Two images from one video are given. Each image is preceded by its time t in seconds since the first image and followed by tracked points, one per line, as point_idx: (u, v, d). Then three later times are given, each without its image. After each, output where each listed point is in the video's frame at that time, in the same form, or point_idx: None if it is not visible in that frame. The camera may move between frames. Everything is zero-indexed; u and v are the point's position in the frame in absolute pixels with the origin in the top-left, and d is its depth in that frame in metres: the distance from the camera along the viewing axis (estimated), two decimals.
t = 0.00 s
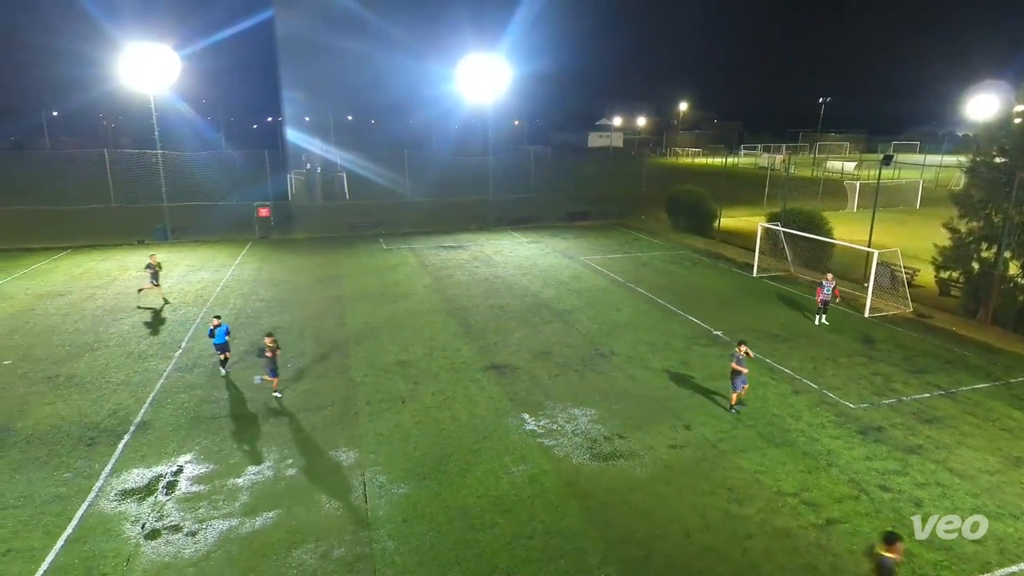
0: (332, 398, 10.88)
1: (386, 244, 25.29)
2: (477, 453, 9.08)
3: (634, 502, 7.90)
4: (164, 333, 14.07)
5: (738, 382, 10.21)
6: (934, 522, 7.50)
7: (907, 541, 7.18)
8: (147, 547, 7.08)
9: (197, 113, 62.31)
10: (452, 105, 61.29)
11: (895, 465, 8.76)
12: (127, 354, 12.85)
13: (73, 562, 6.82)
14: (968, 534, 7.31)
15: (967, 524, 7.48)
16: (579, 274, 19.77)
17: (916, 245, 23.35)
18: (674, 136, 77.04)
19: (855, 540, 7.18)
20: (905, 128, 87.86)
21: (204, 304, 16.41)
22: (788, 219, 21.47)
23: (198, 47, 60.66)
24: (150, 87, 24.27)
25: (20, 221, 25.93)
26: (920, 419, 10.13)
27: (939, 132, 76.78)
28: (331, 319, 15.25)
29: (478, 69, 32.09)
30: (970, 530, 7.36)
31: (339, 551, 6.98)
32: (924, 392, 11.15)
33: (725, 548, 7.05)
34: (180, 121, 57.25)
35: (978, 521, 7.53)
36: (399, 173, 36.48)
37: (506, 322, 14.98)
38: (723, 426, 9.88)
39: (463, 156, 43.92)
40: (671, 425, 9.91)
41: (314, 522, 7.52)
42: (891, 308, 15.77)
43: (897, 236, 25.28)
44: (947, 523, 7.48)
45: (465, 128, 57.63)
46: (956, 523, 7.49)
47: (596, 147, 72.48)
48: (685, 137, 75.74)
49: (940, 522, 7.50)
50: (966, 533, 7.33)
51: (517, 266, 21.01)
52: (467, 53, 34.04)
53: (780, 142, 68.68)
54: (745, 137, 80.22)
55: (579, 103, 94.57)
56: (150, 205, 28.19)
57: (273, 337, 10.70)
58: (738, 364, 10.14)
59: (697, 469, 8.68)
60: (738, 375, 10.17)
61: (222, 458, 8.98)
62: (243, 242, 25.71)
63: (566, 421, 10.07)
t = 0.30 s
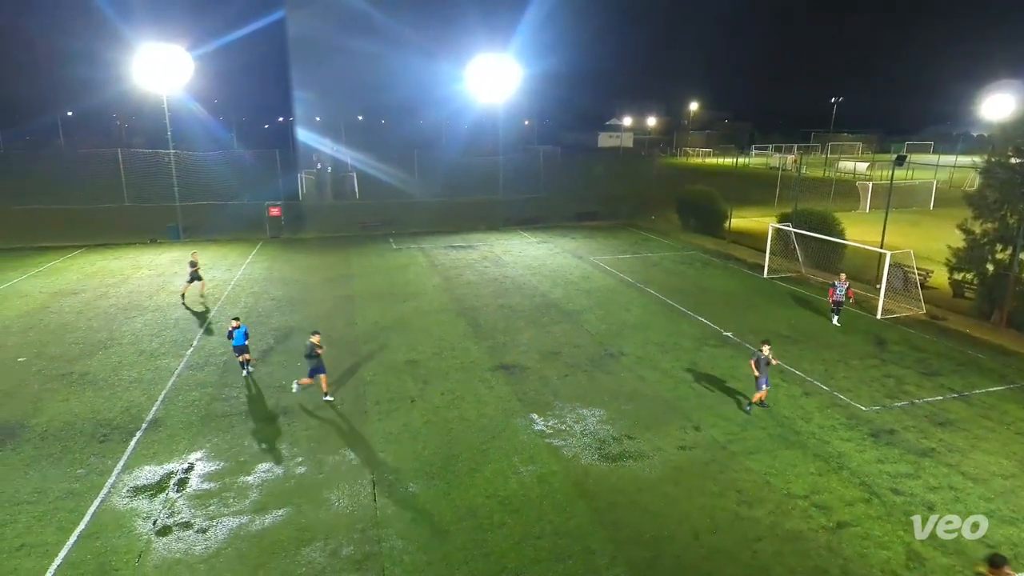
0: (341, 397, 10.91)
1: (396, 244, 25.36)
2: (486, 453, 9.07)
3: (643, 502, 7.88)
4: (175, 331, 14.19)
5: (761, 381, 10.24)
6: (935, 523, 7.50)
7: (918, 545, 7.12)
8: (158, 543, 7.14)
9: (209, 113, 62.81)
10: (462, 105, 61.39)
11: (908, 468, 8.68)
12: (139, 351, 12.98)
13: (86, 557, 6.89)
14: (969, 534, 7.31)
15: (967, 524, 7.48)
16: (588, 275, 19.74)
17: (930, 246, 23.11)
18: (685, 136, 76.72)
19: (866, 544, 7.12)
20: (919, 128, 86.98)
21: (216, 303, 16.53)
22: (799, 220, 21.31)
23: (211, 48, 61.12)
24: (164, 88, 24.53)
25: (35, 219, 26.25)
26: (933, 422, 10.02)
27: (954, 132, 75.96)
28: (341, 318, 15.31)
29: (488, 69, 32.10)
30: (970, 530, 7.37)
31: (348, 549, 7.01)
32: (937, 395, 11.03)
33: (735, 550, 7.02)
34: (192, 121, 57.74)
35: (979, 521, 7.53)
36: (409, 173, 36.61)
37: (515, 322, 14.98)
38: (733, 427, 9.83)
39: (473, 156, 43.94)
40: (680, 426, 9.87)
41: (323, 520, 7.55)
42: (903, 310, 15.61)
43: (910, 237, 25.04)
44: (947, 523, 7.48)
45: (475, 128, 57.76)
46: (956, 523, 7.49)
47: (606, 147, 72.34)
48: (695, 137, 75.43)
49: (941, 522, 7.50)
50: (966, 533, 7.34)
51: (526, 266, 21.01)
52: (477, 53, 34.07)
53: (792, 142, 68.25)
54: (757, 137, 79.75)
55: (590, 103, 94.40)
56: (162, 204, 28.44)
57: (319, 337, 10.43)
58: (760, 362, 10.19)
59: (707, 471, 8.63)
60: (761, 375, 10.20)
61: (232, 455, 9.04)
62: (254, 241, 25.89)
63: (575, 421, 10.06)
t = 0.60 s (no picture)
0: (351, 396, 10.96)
1: (406, 243, 25.42)
2: (495, 453, 9.07)
3: (652, 503, 7.86)
4: (187, 330, 14.31)
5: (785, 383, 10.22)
6: (933, 522, 7.49)
7: (930, 549, 7.05)
8: (169, 539, 7.20)
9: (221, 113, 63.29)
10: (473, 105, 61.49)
11: (921, 472, 8.59)
12: (152, 349, 13.09)
13: (98, 553, 6.96)
14: (967, 533, 7.31)
15: (965, 523, 7.49)
16: (598, 275, 19.70)
17: (944, 248, 22.87)
18: (696, 136, 76.41)
19: (878, 548, 7.05)
20: (934, 129, 86.10)
21: (227, 302, 16.65)
22: (811, 220, 21.15)
23: (223, 48, 61.57)
24: (176, 88, 24.74)
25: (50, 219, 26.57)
26: (946, 425, 9.91)
27: (969, 132, 75.11)
28: (351, 317, 15.38)
29: (499, 69, 32.12)
30: (968, 530, 7.38)
31: (358, 548, 7.04)
32: (950, 398, 10.92)
33: (744, 552, 6.98)
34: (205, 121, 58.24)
35: (979, 521, 7.53)
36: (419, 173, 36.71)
37: (524, 322, 14.98)
38: (743, 429, 9.77)
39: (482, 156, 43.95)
40: (690, 428, 9.83)
41: (333, 518, 7.59)
42: (916, 312, 15.46)
43: (923, 238, 24.79)
44: (945, 522, 7.48)
45: (484, 128, 57.91)
46: (957, 523, 7.48)
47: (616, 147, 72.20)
48: (706, 138, 75.09)
49: (939, 521, 7.50)
50: (963, 532, 7.34)
51: (536, 266, 21.01)
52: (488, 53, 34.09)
53: (804, 143, 67.80)
54: (768, 137, 79.26)
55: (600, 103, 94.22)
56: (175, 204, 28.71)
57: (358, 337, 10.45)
58: (784, 363, 10.14)
59: (717, 472, 8.58)
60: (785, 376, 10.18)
61: (243, 453, 9.10)
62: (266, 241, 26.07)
63: (584, 422, 10.04)
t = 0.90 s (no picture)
0: (363, 395, 11.02)
1: (418, 243, 25.50)
2: (506, 453, 9.07)
3: (663, 505, 7.83)
4: (202, 328, 14.45)
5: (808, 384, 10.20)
6: (934, 522, 7.49)
7: (945, 554, 6.96)
8: (183, 535, 7.28)
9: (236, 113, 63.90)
10: (485, 105, 61.57)
11: (937, 476, 8.48)
12: (167, 347, 13.24)
13: (113, 547, 7.05)
14: (967, 534, 7.30)
15: (965, 523, 7.48)
16: (610, 275, 19.65)
17: (962, 249, 22.56)
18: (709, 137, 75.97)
19: (893, 553, 6.97)
20: (952, 129, 84.97)
21: (241, 300, 16.79)
22: (826, 221, 20.95)
23: (238, 49, 62.14)
24: (191, 89, 25.01)
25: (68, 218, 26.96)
26: (963, 429, 9.78)
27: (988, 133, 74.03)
28: (364, 316, 15.45)
29: (512, 69, 32.14)
30: (968, 530, 7.37)
31: (369, 546, 7.07)
32: (968, 402, 10.77)
33: (756, 555, 6.92)
34: (220, 121, 58.82)
35: (979, 521, 7.53)
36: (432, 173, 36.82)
37: (536, 322, 14.98)
38: (755, 431, 9.70)
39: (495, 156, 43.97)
40: (702, 429, 9.77)
41: (345, 515, 7.63)
42: (933, 315, 15.26)
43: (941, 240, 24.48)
44: (945, 523, 7.48)
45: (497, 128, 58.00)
46: (955, 522, 7.49)
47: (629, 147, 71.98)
48: (719, 138, 74.63)
49: (939, 521, 7.50)
50: (964, 532, 7.33)
51: (547, 266, 21.00)
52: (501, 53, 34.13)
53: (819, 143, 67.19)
54: (783, 137, 78.61)
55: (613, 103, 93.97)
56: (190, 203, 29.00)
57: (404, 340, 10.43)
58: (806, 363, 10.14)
59: (729, 475, 8.53)
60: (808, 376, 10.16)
61: (256, 451, 9.17)
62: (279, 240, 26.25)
63: (595, 422, 10.02)
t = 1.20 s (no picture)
0: (374, 394, 11.06)
1: (430, 243, 25.58)
2: (516, 453, 9.06)
3: (673, 506, 7.80)
4: (216, 326, 14.58)
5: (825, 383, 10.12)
6: (934, 522, 7.49)
7: (961, 560, 6.88)
8: (196, 531, 7.34)
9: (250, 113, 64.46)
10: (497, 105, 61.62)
11: (952, 481, 8.38)
12: (181, 345, 13.37)
13: (127, 543, 7.13)
14: (968, 534, 7.30)
15: (967, 524, 7.47)
16: (621, 276, 19.59)
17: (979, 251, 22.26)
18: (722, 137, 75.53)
19: (906, 557, 6.90)
20: (969, 129, 83.87)
21: (254, 299, 16.91)
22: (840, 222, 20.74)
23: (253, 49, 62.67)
24: (205, 89, 25.20)
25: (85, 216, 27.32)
26: (979, 433, 9.65)
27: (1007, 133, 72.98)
28: (375, 316, 15.51)
29: (524, 69, 32.15)
30: (969, 530, 7.36)
31: (379, 544, 7.10)
32: (984, 405, 10.62)
33: (767, 558, 6.88)
34: (234, 121, 59.39)
35: (978, 521, 7.53)
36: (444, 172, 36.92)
37: (546, 322, 14.97)
38: (767, 433, 9.63)
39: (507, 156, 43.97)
40: (714, 431, 9.72)
41: (356, 514, 7.66)
42: (949, 317, 15.06)
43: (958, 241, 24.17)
44: (946, 523, 7.47)
45: (509, 128, 58.04)
46: (957, 523, 7.47)
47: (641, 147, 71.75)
48: (732, 138, 74.16)
49: (940, 522, 7.49)
50: (965, 533, 7.32)
51: (558, 266, 20.99)
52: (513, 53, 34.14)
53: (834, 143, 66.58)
54: (797, 137, 77.99)
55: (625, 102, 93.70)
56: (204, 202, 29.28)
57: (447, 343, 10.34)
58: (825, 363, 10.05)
59: (740, 477, 8.48)
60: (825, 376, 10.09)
61: (268, 448, 9.24)
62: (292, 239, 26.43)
63: (606, 423, 9.99)
